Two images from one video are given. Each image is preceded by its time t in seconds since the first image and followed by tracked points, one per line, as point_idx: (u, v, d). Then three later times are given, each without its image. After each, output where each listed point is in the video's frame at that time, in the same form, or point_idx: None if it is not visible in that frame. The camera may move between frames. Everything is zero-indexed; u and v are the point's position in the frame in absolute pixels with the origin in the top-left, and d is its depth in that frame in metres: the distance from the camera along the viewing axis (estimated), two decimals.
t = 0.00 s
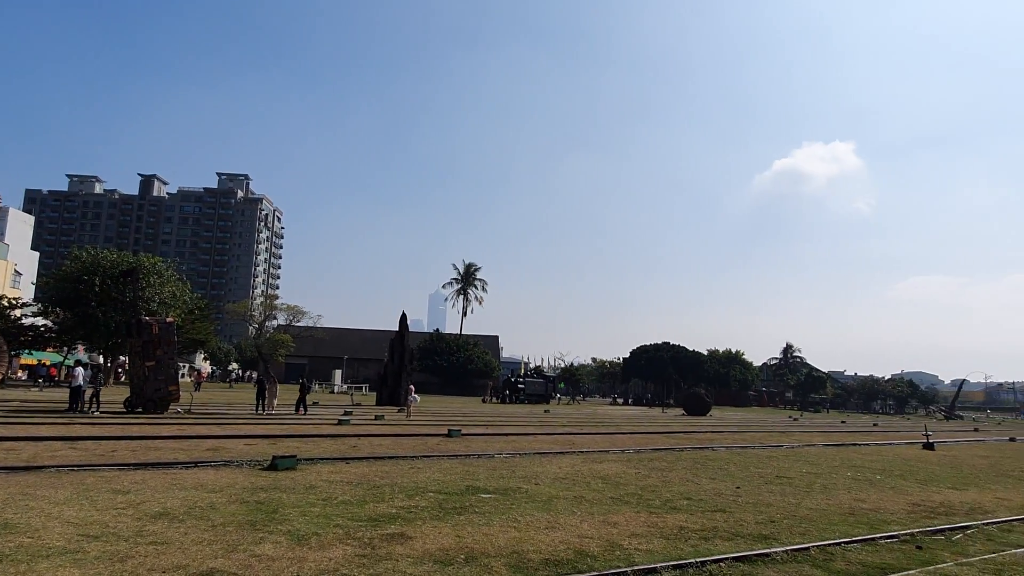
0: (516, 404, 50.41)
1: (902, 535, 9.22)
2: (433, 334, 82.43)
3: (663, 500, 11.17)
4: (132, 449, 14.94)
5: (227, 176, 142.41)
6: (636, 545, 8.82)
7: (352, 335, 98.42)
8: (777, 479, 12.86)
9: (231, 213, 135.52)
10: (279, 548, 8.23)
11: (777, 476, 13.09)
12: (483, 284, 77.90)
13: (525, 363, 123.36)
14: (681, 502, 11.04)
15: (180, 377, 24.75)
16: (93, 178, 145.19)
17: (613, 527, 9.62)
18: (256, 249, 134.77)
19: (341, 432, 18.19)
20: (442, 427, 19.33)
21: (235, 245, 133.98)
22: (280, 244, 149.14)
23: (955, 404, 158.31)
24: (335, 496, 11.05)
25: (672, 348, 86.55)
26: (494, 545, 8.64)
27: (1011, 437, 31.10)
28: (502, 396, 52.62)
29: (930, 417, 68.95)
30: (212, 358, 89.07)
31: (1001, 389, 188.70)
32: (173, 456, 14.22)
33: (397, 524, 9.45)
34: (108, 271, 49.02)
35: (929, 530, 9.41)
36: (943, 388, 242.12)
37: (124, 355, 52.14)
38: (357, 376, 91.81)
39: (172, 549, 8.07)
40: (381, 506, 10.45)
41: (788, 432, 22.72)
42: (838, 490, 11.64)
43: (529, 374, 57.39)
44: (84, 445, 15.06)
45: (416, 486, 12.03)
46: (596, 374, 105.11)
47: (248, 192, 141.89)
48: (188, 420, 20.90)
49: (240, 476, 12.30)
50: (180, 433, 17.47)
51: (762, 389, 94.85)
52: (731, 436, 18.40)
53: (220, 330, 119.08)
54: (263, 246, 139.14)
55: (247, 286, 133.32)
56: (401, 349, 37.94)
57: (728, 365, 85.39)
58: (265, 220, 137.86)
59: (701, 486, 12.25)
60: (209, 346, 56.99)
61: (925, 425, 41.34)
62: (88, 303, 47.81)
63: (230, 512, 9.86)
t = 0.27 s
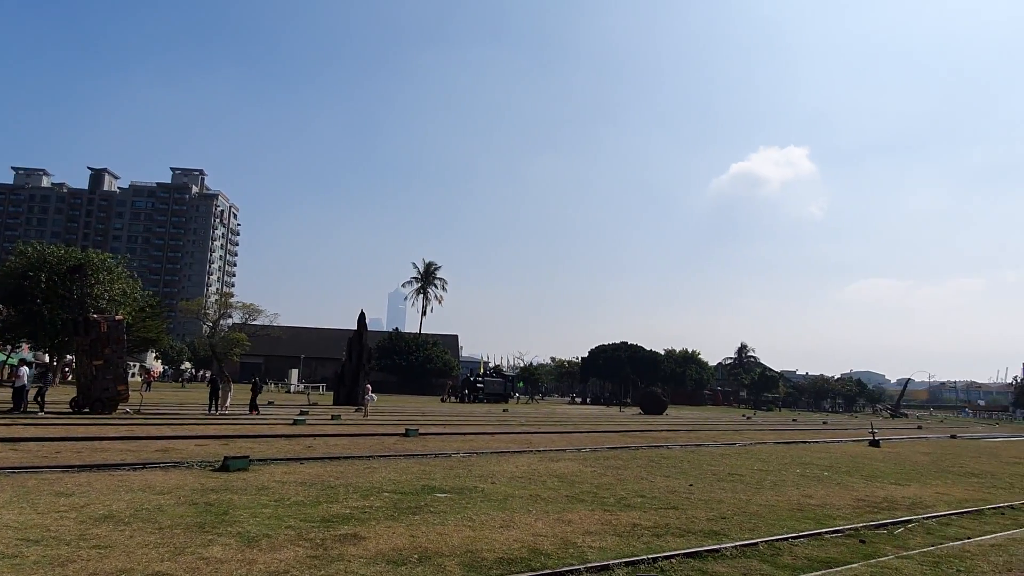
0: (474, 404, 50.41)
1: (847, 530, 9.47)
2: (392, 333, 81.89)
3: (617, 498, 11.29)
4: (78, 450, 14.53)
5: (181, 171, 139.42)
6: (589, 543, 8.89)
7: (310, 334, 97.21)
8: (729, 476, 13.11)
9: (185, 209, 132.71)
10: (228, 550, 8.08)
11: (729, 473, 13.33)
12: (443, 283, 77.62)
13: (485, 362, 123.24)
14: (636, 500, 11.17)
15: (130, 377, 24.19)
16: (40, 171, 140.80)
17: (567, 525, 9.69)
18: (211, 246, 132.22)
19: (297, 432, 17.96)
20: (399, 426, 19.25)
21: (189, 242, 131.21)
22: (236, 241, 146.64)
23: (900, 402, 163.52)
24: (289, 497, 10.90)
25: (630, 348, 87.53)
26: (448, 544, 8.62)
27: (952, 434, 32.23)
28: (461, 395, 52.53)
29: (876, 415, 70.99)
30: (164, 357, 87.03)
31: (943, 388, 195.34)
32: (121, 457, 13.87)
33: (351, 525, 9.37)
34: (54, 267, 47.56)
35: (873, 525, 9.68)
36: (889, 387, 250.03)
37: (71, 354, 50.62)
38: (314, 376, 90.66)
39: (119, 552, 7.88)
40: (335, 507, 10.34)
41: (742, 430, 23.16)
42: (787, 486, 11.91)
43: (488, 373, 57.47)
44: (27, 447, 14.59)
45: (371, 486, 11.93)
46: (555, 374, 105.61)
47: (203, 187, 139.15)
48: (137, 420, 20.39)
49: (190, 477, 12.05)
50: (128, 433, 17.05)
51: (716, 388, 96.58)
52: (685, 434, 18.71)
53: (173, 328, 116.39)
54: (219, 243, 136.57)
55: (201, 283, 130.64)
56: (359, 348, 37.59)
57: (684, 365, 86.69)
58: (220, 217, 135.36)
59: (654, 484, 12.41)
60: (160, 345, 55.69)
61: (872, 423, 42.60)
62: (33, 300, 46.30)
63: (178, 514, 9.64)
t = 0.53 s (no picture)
0: (457, 404, 50.37)
1: (824, 528, 9.57)
2: (375, 333, 81.57)
3: (597, 497, 11.31)
4: (54, 451, 14.33)
5: (162, 168, 138.06)
6: (569, 542, 8.92)
7: (291, 334, 96.62)
8: (709, 476, 13.20)
9: (165, 207, 131.43)
10: (205, 551, 8.02)
11: (709, 473, 13.42)
12: (426, 283, 77.45)
13: (469, 363, 123.17)
14: (616, 499, 11.21)
15: (108, 376, 23.92)
16: (18, 167, 138.83)
17: (547, 524, 9.70)
18: (192, 244, 131.05)
19: (277, 432, 17.83)
20: (381, 426, 19.18)
21: (169, 240, 129.96)
22: (217, 240, 145.47)
23: (878, 402, 165.54)
24: (267, 498, 10.83)
25: (613, 348, 87.82)
26: (428, 545, 8.61)
27: (929, 434, 32.64)
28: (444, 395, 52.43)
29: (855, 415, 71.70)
30: (143, 357, 86.09)
31: (920, 388, 197.85)
32: (98, 458, 13.70)
33: (330, 525, 9.33)
34: (31, 266, 46.91)
35: (849, 523, 9.79)
36: (868, 387, 253.09)
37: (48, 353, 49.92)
38: (295, 376, 90.08)
39: (94, 554, 7.79)
40: (315, 507, 10.30)
41: (722, 430, 23.32)
42: (765, 486, 12.01)
43: (471, 374, 57.44)
44: (1, 447, 14.36)
45: (352, 486, 11.89)
46: (538, 374, 105.72)
47: (184, 185, 137.91)
48: (115, 420, 20.14)
49: (169, 478, 11.95)
50: (106, 434, 16.85)
51: (698, 388, 97.16)
52: (666, 434, 18.82)
53: (153, 327, 115.22)
54: (199, 242, 135.42)
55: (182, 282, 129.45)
56: (341, 347, 37.39)
57: (666, 365, 87.11)
58: (201, 215, 134.22)
59: (635, 484, 12.46)
60: (139, 344, 55.09)
61: (851, 423, 43.11)
62: (9, 299, 45.60)
63: (155, 515, 9.54)
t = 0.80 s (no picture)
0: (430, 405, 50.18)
1: (792, 523, 9.70)
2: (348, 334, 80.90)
3: (570, 496, 11.33)
4: (15, 457, 13.97)
5: (128, 168, 135.68)
6: (542, 541, 8.91)
7: (263, 335, 95.51)
8: (681, 472, 13.30)
9: (131, 207, 129.14)
10: (171, 556, 7.89)
11: (681, 470, 13.53)
12: (399, 284, 77.03)
13: (443, 363, 122.82)
14: (589, 498, 11.24)
15: (72, 380, 23.41)
16: None
17: (520, 524, 9.69)
18: (159, 245, 128.97)
19: (248, 435, 17.60)
20: (353, 427, 19.02)
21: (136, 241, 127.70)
22: (185, 240, 143.32)
23: (846, 398, 168.32)
24: (236, 501, 10.67)
25: (587, 347, 88.19)
26: (400, 545, 8.54)
27: (895, 429, 33.24)
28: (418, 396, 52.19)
29: (824, 411, 72.75)
30: (110, 360, 84.48)
31: (887, 384, 201.47)
32: (61, 463, 13.38)
33: (300, 528, 9.23)
34: None
35: (818, 518, 9.93)
36: (836, 383, 257.30)
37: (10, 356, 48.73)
38: (266, 378, 89.03)
39: (55, 561, 7.61)
40: (285, 510, 10.17)
41: (695, 427, 23.56)
42: (736, 482, 12.14)
43: (445, 374, 57.24)
44: None
45: (323, 488, 11.78)
46: (511, 374, 105.78)
47: (151, 185, 135.65)
48: (80, 425, 19.70)
49: (135, 482, 11.71)
50: (71, 438, 16.48)
51: (671, 386, 97.90)
52: (638, 432, 18.93)
53: (119, 330, 113.11)
54: (167, 242, 133.33)
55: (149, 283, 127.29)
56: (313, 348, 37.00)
57: (639, 364, 87.69)
58: (169, 215, 132.11)
59: (607, 481, 12.51)
60: (106, 347, 54.02)
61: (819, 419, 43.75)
62: None
63: (121, 521, 9.35)
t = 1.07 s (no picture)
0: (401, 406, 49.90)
1: (757, 520, 9.83)
2: (317, 334, 80.14)
3: (539, 496, 11.34)
4: None
5: (91, 165, 132.91)
6: (509, 541, 8.92)
7: (230, 336, 94.21)
8: (649, 471, 13.40)
9: (95, 205, 126.51)
10: (133, 560, 7.74)
11: (650, 469, 13.63)
12: (369, 284, 76.49)
13: (414, 363, 122.35)
14: (558, 497, 11.27)
15: (32, 383, 22.85)
16: None
17: (489, 524, 9.68)
18: (124, 244, 126.52)
19: (214, 438, 17.33)
20: (322, 429, 18.86)
21: (99, 240, 125.13)
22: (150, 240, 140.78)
23: (812, 397, 171.17)
24: (200, 505, 10.50)
25: (558, 348, 88.31)
26: (366, 547, 8.47)
27: (858, 427, 33.91)
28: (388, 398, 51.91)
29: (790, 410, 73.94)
30: (72, 362, 82.64)
31: (851, 383, 205.18)
32: (19, 467, 13.05)
33: (266, 531, 9.11)
34: None
35: (782, 514, 10.08)
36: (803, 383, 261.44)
37: None
38: (234, 379, 87.81)
39: (11, 567, 7.43)
40: (251, 513, 10.04)
41: (663, 426, 23.80)
42: (703, 480, 12.26)
43: (415, 374, 56.99)
44: None
45: (290, 491, 11.65)
46: (483, 374, 105.74)
47: (115, 183, 133.04)
48: (40, 428, 19.24)
49: (96, 487, 11.46)
50: (30, 442, 16.07)
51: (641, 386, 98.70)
52: (607, 432, 19.03)
53: (82, 331, 110.67)
54: (132, 242, 130.89)
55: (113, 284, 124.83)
56: (282, 349, 36.59)
57: (609, 364, 88.26)
58: (133, 214, 129.66)
59: (577, 481, 12.56)
60: (67, 348, 52.83)
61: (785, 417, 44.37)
62: None
63: (80, 526, 9.14)
